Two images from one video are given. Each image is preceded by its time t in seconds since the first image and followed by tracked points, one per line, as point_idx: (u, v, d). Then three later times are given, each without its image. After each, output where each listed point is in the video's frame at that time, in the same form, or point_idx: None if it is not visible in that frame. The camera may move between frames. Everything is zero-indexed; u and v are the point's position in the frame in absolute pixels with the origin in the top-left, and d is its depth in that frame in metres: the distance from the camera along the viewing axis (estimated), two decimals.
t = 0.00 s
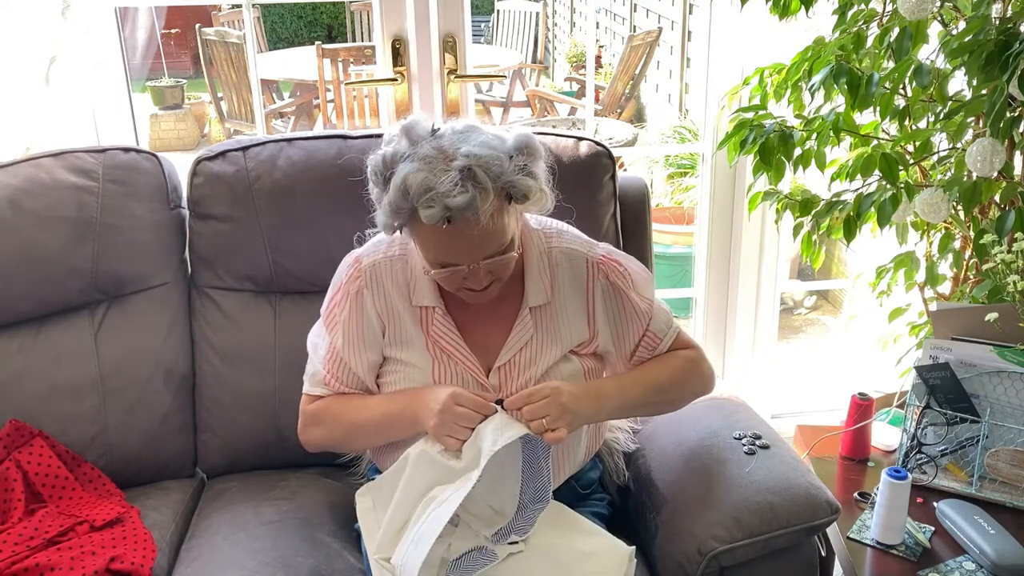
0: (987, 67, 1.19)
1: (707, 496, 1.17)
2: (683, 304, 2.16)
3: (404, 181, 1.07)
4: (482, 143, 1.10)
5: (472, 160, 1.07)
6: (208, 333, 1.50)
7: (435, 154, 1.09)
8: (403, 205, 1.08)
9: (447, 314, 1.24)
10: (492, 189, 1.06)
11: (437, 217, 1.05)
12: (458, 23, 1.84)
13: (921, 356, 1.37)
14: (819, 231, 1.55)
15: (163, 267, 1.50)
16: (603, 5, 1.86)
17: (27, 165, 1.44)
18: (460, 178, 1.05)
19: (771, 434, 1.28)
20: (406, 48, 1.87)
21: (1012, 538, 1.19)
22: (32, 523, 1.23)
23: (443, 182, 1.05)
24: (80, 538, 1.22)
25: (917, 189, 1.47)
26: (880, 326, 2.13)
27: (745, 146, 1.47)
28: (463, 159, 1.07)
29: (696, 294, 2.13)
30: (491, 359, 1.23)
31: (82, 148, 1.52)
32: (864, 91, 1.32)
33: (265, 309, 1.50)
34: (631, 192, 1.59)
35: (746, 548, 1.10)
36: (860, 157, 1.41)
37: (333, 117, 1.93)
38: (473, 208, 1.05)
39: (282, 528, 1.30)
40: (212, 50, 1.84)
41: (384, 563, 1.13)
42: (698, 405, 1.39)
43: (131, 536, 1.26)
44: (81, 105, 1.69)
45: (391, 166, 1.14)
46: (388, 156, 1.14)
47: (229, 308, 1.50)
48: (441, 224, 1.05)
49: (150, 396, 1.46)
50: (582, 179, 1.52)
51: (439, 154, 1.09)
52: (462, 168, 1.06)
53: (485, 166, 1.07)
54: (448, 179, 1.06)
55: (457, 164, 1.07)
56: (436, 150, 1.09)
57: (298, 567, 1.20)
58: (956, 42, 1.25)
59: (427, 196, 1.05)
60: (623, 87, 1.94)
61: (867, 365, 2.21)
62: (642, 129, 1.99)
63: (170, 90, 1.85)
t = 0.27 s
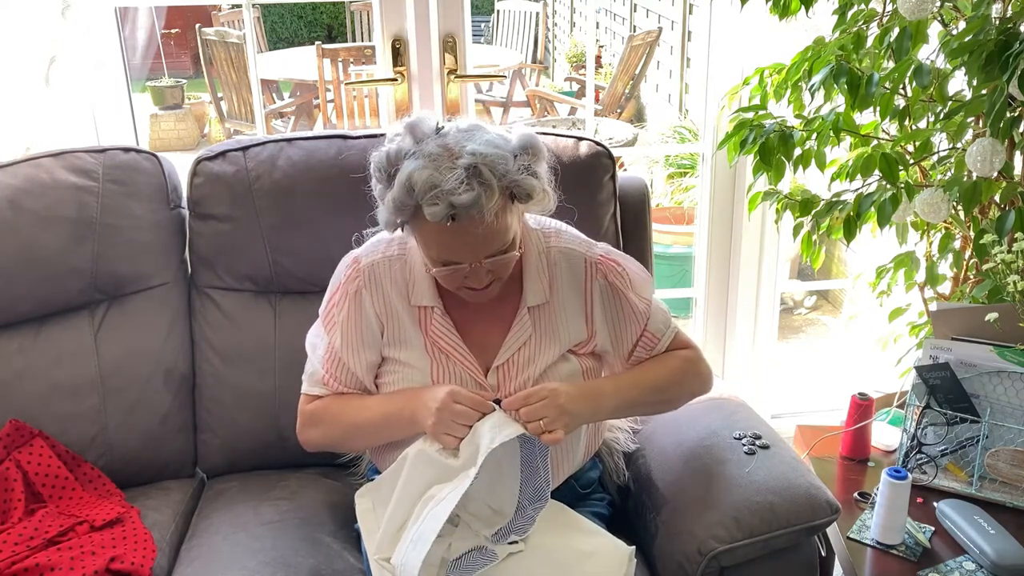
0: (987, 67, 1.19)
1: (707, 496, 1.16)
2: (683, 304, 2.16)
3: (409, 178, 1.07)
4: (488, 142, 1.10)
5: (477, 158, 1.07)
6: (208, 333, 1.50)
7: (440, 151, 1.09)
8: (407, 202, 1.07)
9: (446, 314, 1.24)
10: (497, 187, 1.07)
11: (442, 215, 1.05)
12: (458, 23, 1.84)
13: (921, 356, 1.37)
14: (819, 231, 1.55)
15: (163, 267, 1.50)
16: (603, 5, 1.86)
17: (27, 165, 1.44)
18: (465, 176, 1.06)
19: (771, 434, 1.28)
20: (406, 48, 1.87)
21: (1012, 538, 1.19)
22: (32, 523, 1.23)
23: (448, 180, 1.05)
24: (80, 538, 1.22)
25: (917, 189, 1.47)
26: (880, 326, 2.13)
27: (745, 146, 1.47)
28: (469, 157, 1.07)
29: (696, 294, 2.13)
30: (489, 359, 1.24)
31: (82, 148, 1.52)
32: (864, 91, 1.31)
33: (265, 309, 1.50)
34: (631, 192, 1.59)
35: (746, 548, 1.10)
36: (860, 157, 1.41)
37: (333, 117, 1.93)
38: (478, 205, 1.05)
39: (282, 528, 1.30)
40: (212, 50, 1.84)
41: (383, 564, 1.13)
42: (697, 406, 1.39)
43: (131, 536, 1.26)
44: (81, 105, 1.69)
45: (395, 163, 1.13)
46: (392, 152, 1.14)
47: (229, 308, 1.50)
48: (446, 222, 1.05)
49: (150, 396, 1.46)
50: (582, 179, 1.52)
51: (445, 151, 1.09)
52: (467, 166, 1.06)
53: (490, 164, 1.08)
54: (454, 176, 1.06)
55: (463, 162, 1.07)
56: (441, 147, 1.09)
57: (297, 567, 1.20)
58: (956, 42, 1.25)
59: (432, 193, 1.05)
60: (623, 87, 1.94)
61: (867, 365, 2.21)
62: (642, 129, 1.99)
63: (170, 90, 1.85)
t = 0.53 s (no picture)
0: (987, 67, 1.19)
1: (707, 496, 1.16)
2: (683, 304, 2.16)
3: (409, 178, 1.07)
4: (488, 142, 1.10)
5: (477, 159, 1.07)
6: (208, 333, 1.50)
7: (441, 152, 1.09)
8: (406, 201, 1.07)
9: (445, 314, 1.24)
10: (496, 188, 1.07)
11: (441, 215, 1.05)
12: (458, 23, 1.84)
13: (921, 356, 1.37)
14: (819, 231, 1.55)
15: (163, 267, 1.50)
16: (603, 5, 1.86)
17: (27, 165, 1.44)
18: (465, 176, 1.06)
19: (771, 434, 1.28)
20: (406, 48, 1.87)
21: (1012, 538, 1.19)
22: (32, 523, 1.23)
23: (448, 180, 1.05)
24: (80, 538, 1.22)
25: (917, 189, 1.47)
26: (880, 326, 2.13)
27: (745, 146, 1.47)
28: (469, 157, 1.07)
29: (696, 294, 2.13)
30: (488, 359, 1.24)
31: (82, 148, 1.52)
32: (864, 91, 1.32)
33: (265, 309, 1.50)
34: (631, 192, 1.59)
35: (746, 548, 1.10)
36: (860, 157, 1.41)
37: (333, 117, 1.93)
38: (478, 206, 1.05)
39: (282, 528, 1.30)
40: (212, 50, 1.84)
41: (384, 564, 1.13)
42: (697, 406, 1.39)
43: (131, 536, 1.26)
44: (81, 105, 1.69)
45: (395, 162, 1.13)
46: (393, 151, 1.14)
47: (229, 308, 1.50)
48: (445, 222, 1.06)
49: (150, 396, 1.46)
50: (582, 179, 1.52)
51: (445, 151, 1.09)
52: (467, 166, 1.06)
53: (490, 165, 1.08)
54: (453, 177, 1.06)
55: (463, 162, 1.07)
56: (441, 148, 1.09)
57: (298, 567, 1.20)
58: (956, 42, 1.26)
59: (432, 193, 1.05)
60: (623, 87, 1.94)
61: (867, 364, 2.21)
62: (642, 129, 1.99)
63: (170, 90, 1.85)
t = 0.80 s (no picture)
0: (987, 67, 1.19)
1: (707, 496, 1.16)
2: (683, 304, 2.16)
3: (407, 179, 1.07)
4: (487, 144, 1.10)
5: (475, 161, 1.07)
6: (208, 333, 1.50)
7: (439, 153, 1.09)
8: (404, 202, 1.07)
9: (445, 314, 1.24)
10: (494, 190, 1.07)
11: (439, 217, 1.05)
12: (458, 23, 1.84)
13: (921, 356, 1.37)
14: (819, 231, 1.55)
15: (163, 267, 1.50)
16: (604, 5, 1.86)
17: (27, 165, 1.44)
18: (463, 178, 1.06)
19: (771, 434, 1.28)
20: (406, 48, 1.87)
21: (1012, 538, 1.19)
22: (32, 523, 1.23)
23: (446, 181, 1.05)
24: (80, 538, 1.22)
25: (917, 189, 1.47)
26: (880, 326, 2.13)
27: (745, 146, 1.47)
28: (467, 159, 1.07)
29: (696, 294, 2.13)
30: (488, 359, 1.24)
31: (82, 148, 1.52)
32: (864, 91, 1.31)
33: (265, 309, 1.50)
34: (631, 192, 1.59)
35: (746, 548, 1.10)
36: (860, 157, 1.41)
37: (333, 117, 1.93)
38: (475, 209, 1.05)
39: (282, 528, 1.30)
40: (212, 50, 1.84)
41: (383, 564, 1.13)
42: (698, 406, 1.39)
43: (131, 535, 1.26)
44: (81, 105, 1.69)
45: (394, 162, 1.14)
46: (393, 152, 1.14)
47: (229, 308, 1.50)
48: (442, 224, 1.05)
49: (150, 396, 1.46)
50: (582, 179, 1.52)
51: (444, 152, 1.09)
52: (465, 168, 1.06)
53: (488, 167, 1.07)
54: (451, 178, 1.06)
55: (461, 164, 1.07)
56: (440, 149, 1.09)
57: (297, 567, 1.20)
58: (956, 42, 1.25)
59: (429, 195, 1.05)
60: (623, 87, 1.94)
61: (867, 365, 2.21)
62: (642, 129, 1.99)
63: (170, 90, 1.85)
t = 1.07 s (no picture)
0: (987, 67, 1.19)
1: (707, 495, 1.16)
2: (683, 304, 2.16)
3: (403, 180, 1.07)
4: (483, 145, 1.10)
5: (471, 162, 1.07)
6: (208, 333, 1.50)
7: (435, 154, 1.09)
8: (400, 204, 1.08)
9: (445, 313, 1.24)
10: (490, 191, 1.06)
11: (434, 218, 1.05)
12: (458, 23, 1.84)
13: (921, 356, 1.37)
14: (819, 231, 1.55)
15: (163, 267, 1.50)
16: (604, 5, 1.86)
17: (27, 165, 1.44)
18: (459, 179, 1.06)
19: (771, 434, 1.28)
20: (406, 48, 1.87)
21: (1012, 538, 1.19)
22: (32, 523, 1.23)
23: (441, 182, 1.05)
24: (80, 538, 1.22)
25: (917, 189, 1.47)
26: (880, 326, 2.13)
27: (745, 146, 1.47)
28: (463, 160, 1.07)
29: (696, 294, 2.13)
30: (487, 358, 1.24)
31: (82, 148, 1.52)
32: (864, 91, 1.31)
33: (265, 309, 1.50)
34: (631, 192, 1.59)
35: (746, 548, 1.10)
36: (860, 157, 1.41)
37: (333, 117, 1.93)
38: (471, 210, 1.05)
39: (282, 528, 1.30)
40: (212, 50, 1.84)
41: (384, 564, 1.13)
42: (698, 406, 1.39)
43: (131, 535, 1.26)
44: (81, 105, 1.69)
45: (390, 164, 1.14)
46: (390, 153, 1.14)
47: (229, 308, 1.50)
48: (438, 225, 1.05)
49: (150, 396, 1.46)
50: (582, 179, 1.52)
51: (440, 153, 1.09)
52: (461, 169, 1.06)
53: (484, 168, 1.07)
54: (447, 179, 1.06)
55: (456, 165, 1.07)
56: (436, 150, 1.09)
57: (297, 567, 1.20)
58: (956, 42, 1.25)
59: (425, 196, 1.05)
60: (623, 87, 1.94)
61: (867, 364, 2.21)
62: (642, 129, 1.99)
63: (170, 90, 1.85)
